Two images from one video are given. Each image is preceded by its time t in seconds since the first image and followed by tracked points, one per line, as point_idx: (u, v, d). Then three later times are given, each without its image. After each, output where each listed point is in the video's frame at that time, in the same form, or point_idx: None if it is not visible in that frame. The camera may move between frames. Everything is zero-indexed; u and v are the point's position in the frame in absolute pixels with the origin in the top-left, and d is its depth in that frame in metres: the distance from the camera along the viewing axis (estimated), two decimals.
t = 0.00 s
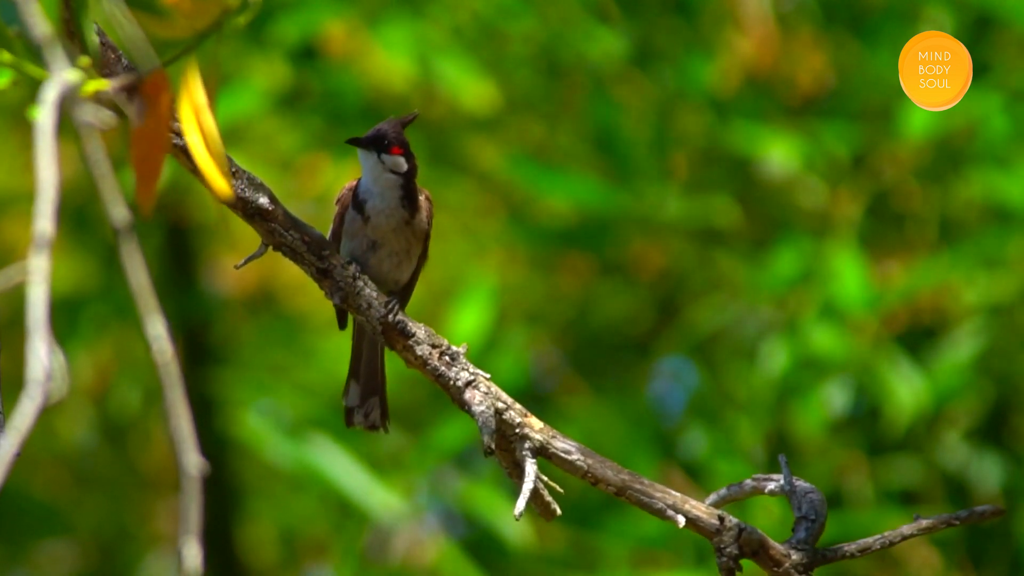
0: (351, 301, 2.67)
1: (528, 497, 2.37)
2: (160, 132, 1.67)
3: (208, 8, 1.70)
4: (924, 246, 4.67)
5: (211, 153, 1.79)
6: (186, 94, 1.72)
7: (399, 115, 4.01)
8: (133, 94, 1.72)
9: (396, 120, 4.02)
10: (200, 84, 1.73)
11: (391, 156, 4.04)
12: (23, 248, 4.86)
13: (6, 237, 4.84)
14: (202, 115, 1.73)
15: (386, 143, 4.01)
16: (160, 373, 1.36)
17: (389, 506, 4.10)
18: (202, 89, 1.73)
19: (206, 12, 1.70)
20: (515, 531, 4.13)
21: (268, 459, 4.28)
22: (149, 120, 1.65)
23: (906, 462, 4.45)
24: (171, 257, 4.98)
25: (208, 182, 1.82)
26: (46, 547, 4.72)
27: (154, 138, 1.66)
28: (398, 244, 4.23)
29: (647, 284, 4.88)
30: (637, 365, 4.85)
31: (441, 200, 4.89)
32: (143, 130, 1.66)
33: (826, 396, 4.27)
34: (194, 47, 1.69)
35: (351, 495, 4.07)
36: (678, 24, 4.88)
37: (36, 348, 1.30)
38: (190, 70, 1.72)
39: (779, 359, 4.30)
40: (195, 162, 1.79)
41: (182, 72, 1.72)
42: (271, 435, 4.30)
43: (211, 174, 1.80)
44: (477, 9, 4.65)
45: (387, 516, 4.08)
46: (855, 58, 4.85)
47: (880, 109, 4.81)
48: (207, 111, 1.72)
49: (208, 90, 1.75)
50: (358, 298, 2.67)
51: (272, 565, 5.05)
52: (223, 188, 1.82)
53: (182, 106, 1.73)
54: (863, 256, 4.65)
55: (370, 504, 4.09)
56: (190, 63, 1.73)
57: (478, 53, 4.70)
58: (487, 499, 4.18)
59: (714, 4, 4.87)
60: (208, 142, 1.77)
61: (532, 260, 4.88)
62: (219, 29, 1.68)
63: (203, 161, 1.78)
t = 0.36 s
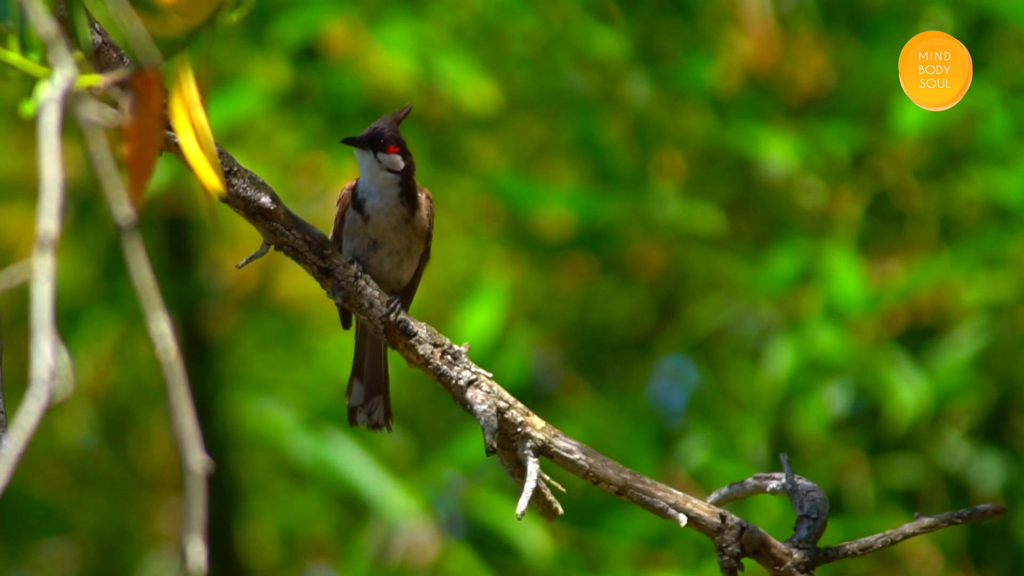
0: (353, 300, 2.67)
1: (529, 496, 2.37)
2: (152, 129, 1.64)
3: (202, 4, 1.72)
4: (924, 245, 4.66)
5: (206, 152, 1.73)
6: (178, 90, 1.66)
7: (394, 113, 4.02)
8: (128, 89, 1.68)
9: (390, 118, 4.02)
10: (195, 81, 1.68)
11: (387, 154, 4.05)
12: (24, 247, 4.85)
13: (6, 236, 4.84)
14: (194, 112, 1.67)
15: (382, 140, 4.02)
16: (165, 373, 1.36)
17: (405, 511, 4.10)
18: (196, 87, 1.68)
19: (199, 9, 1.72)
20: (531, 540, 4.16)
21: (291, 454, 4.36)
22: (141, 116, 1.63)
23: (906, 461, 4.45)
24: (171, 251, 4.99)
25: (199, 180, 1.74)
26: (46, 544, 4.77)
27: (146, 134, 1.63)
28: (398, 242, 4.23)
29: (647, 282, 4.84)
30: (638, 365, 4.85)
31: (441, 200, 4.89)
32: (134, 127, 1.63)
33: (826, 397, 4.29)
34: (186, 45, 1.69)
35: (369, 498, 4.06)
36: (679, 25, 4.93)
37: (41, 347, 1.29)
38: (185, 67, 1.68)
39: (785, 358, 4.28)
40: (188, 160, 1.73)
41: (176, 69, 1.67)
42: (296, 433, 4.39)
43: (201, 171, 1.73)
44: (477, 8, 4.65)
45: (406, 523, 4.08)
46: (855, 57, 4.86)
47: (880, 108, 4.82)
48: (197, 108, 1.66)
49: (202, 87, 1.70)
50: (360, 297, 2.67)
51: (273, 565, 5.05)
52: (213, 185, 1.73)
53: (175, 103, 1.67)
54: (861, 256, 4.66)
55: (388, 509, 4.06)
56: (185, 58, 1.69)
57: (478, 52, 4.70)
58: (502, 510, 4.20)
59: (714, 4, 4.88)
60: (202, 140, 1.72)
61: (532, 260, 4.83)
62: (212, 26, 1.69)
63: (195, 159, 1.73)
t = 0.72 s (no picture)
0: (352, 300, 2.67)
1: (529, 496, 2.36)
2: (154, 130, 1.64)
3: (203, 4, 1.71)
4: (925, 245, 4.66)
5: (207, 152, 1.72)
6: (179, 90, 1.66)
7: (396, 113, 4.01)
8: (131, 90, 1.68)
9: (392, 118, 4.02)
10: (195, 80, 1.67)
11: (388, 156, 4.05)
12: (24, 247, 4.85)
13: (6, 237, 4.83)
14: (196, 112, 1.67)
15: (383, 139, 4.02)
16: (162, 373, 1.36)
17: (392, 505, 4.12)
18: (197, 85, 1.66)
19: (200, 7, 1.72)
20: (521, 532, 4.14)
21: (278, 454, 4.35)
22: (142, 116, 1.63)
23: (905, 461, 4.44)
24: (170, 250, 4.99)
25: (200, 181, 1.72)
26: (46, 545, 4.74)
27: (147, 134, 1.63)
28: (398, 243, 4.22)
29: (647, 281, 4.83)
30: (638, 365, 4.85)
31: (440, 200, 4.88)
32: (137, 127, 1.63)
33: (825, 397, 4.28)
34: (188, 44, 1.71)
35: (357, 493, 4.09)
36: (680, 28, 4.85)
37: (39, 348, 1.30)
38: (185, 67, 1.66)
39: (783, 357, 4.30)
40: (189, 161, 1.71)
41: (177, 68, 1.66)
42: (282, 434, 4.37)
43: (202, 171, 1.71)
44: (477, 9, 4.64)
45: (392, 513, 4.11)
46: (855, 57, 4.85)
47: (880, 108, 4.81)
48: (199, 108, 1.66)
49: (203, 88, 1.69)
50: (359, 297, 2.67)
51: (272, 565, 5.04)
52: (215, 185, 1.71)
53: (176, 102, 1.66)
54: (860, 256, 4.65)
55: (377, 504, 4.10)
56: (185, 57, 1.68)
57: (477, 51, 4.69)
58: (491, 500, 4.18)
59: (715, 3, 4.87)
60: (203, 139, 1.71)
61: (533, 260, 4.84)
62: (214, 25, 1.71)
63: (196, 159, 1.71)
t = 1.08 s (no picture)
0: (352, 300, 2.68)
1: (529, 496, 2.37)
2: (158, 130, 1.67)
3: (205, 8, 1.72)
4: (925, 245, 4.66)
5: (212, 153, 1.73)
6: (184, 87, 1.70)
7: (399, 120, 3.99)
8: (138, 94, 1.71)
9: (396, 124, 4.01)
10: (201, 81, 1.71)
11: (394, 159, 4.05)
12: (25, 247, 4.85)
13: (7, 237, 4.84)
14: (202, 112, 1.71)
15: (388, 145, 4.01)
16: (163, 374, 1.36)
17: (364, 502, 4.15)
18: (202, 85, 1.71)
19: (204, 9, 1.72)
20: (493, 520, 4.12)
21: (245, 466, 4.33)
22: (149, 117, 1.66)
23: (905, 460, 4.45)
24: (172, 257, 5.00)
25: (206, 183, 1.73)
26: (46, 545, 4.74)
27: (153, 136, 1.66)
28: (399, 245, 4.23)
29: (648, 281, 4.70)
30: (638, 365, 4.85)
31: (440, 200, 4.88)
32: (142, 128, 1.66)
33: (825, 396, 4.26)
34: (194, 46, 1.71)
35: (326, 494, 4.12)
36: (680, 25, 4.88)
37: (40, 349, 1.29)
38: (190, 67, 1.71)
39: (778, 356, 4.28)
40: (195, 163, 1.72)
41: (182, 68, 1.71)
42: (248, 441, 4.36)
43: (208, 171, 1.72)
44: (477, 10, 4.63)
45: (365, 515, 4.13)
46: (855, 57, 4.86)
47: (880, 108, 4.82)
48: (206, 107, 1.70)
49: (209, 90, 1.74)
50: (359, 297, 2.68)
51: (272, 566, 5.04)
52: (220, 185, 1.72)
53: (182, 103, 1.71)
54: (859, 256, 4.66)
55: (348, 502, 4.13)
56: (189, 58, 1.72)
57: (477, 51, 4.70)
58: (462, 492, 4.19)
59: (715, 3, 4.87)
60: (207, 139, 1.72)
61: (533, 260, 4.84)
62: (219, 27, 1.71)
63: (201, 159, 1.72)
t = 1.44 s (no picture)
0: (352, 299, 2.68)
1: (529, 497, 2.37)
2: (143, 125, 1.70)
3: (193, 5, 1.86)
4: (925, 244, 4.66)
5: (197, 148, 1.72)
6: (171, 84, 1.68)
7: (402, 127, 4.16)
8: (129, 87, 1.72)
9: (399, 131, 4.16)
10: (186, 78, 1.70)
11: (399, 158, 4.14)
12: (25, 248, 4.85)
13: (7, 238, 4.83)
14: (185, 106, 1.69)
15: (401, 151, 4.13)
16: (165, 374, 1.36)
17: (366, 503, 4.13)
18: (187, 83, 1.69)
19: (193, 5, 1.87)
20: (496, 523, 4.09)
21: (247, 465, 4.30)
22: (134, 109, 1.71)
23: (904, 461, 4.46)
24: (171, 257, 4.97)
25: (190, 178, 1.71)
26: (46, 545, 4.74)
27: (136, 131, 1.69)
28: (398, 245, 4.22)
29: (648, 280, 4.85)
30: (639, 364, 4.85)
31: (440, 200, 4.88)
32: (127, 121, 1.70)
33: (824, 396, 4.24)
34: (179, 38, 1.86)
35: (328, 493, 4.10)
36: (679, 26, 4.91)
37: (42, 348, 1.29)
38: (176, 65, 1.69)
39: (777, 357, 4.35)
40: (178, 157, 1.71)
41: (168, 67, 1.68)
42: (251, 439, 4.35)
43: (192, 166, 1.71)
44: (476, 11, 4.60)
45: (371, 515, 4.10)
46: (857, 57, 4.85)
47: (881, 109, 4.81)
48: (188, 101, 1.68)
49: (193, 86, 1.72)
50: (359, 297, 2.68)
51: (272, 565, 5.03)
52: (203, 180, 1.70)
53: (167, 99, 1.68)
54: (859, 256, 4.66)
55: (350, 503, 4.11)
56: (179, 54, 1.71)
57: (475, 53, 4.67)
58: (466, 496, 4.16)
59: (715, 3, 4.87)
60: (193, 135, 1.72)
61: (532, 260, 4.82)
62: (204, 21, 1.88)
63: (184, 154, 1.72)
